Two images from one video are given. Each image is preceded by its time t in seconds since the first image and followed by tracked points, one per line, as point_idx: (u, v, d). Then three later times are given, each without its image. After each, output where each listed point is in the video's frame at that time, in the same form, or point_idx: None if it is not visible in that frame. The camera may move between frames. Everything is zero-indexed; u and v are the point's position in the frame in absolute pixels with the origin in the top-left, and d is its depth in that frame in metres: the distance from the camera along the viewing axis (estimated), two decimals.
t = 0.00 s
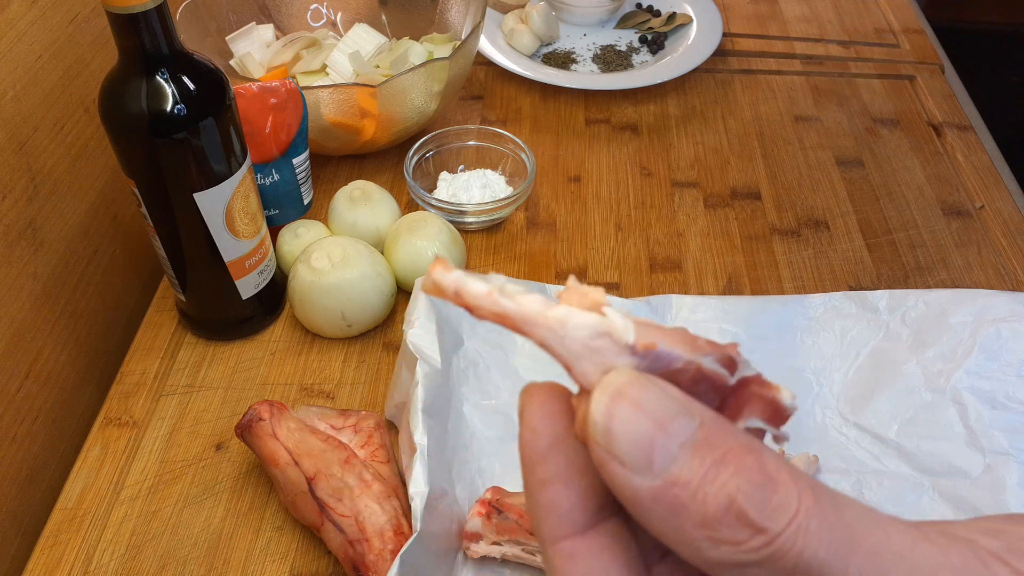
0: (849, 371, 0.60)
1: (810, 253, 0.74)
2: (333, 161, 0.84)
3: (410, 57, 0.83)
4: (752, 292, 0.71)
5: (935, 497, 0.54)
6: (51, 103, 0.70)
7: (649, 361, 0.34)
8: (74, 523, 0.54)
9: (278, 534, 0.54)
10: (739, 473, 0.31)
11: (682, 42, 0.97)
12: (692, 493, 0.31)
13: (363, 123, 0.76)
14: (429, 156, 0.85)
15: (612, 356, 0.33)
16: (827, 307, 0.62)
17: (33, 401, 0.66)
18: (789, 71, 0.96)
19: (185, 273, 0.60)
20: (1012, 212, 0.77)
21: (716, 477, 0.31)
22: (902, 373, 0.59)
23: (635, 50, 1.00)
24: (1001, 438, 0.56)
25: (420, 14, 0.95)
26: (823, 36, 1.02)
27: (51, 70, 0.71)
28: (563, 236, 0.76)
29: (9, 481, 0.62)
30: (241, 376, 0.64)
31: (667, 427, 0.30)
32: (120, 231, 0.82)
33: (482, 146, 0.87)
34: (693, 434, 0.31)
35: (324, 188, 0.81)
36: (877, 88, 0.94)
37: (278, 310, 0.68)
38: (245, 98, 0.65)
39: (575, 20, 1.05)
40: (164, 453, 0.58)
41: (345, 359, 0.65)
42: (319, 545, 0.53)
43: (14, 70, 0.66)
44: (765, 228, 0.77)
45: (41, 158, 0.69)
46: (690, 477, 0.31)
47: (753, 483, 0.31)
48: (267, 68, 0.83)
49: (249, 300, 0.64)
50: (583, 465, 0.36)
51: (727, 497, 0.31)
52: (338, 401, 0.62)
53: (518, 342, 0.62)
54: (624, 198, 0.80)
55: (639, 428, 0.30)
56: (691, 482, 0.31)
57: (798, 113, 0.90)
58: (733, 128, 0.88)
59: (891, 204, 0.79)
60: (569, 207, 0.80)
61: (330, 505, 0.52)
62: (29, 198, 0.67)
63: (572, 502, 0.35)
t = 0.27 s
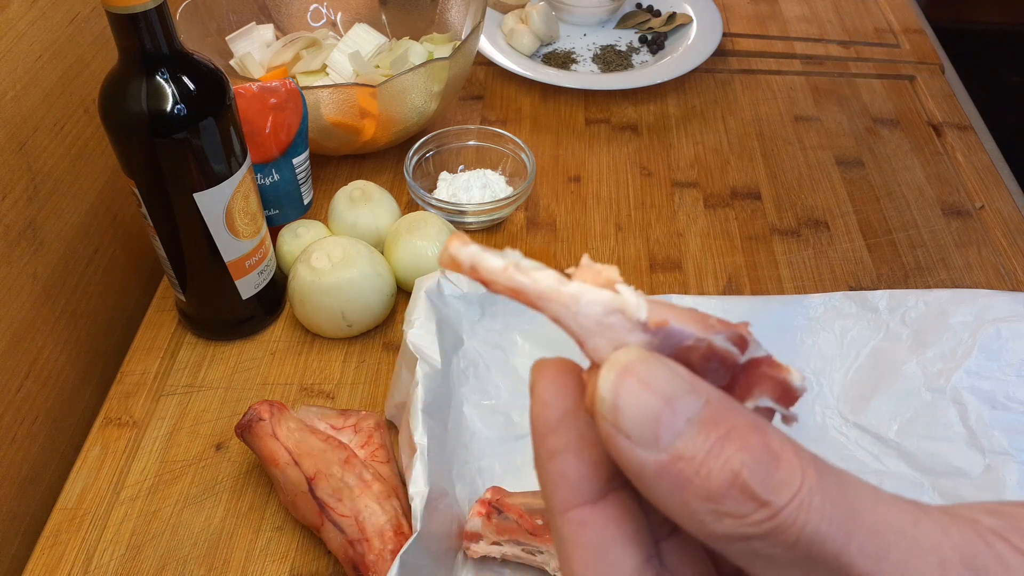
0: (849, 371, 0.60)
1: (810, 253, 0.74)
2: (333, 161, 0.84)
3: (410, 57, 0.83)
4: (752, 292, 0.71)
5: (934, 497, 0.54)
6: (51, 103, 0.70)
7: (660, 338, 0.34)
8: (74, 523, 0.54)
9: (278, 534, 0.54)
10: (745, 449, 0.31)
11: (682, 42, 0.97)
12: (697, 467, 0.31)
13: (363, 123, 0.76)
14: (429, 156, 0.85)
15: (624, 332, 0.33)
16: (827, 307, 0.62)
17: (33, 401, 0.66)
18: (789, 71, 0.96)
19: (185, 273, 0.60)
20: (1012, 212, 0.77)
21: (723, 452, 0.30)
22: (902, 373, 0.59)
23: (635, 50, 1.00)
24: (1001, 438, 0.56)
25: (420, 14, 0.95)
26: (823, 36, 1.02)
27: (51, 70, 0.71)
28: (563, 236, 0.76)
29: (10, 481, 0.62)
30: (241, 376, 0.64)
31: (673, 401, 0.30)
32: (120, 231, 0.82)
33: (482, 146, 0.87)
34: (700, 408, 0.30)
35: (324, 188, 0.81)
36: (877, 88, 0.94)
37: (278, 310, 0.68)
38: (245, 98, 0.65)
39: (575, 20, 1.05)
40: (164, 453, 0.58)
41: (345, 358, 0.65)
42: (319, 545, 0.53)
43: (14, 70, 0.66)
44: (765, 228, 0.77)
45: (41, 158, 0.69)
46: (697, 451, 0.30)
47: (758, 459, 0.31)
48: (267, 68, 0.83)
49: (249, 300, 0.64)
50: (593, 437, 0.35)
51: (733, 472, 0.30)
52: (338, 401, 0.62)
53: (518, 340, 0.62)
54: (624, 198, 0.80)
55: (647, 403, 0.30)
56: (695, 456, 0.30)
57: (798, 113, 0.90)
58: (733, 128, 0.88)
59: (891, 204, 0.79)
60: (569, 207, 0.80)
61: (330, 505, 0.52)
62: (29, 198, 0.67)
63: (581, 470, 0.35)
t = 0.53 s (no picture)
0: (849, 371, 0.60)
1: (810, 253, 0.74)
2: (333, 161, 0.84)
3: (410, 57, 0.83)
4: (752, 292, 0.71)
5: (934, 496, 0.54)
6: (51, 103, 0.70)
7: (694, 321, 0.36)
8: (74, 523, 0.54)
9: (278, 534, 0.54)
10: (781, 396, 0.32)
11: (682, 42, 0.97)
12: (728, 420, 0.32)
13: (363, 123, 0.76)
14: (429, 156, 0.85)
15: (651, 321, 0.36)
16: (827, 307, 0.62)
17: (33, 401, 0.66)
18: (789, 71, 0.96)
19: (186, 273, 0.60)
20: (1012, 212, 0.77)
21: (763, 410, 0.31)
22: (902, 373, 0.59)
23: (635, 50, 1.00)
24: (1001, 437, 0.56)
25: (420, 14, 0.95)
26: (823, 36, 1.02)
27: (51, 70, 0.71)
28: (563, 236, 0.76)
29: (9, 481, 0.62)
30: (241, 376, 0.64)
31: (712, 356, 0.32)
32: (120, 231, 0.82)
33: (482, 146, 0.87)
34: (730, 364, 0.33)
35: (324, 188, 0.81)
36: (877, 88, 0.94)
37: (278, 310, 0.68)
38: (245, 98, 0.65)
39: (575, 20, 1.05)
40: (164, 453, 0.58)
41: (345, 358, 0.65)
42: (319, 544, 0.53)
43: (14, 70, 0.66)
44: (765, 228, 0.77)
45: (41, 158, 0.69)
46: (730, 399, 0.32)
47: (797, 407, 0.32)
48: (267, 68, 0.83)
49: (249, 300, 0.64)
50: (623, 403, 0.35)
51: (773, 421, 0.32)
52: (338, 401, 0.62)
53: (518, 340, 0.62)
54: (624, 198, 0.80)
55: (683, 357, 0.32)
56: (731, 402, 0.31)
57: (798, 113, 0.90)
58: (733, 128, 0.88)
59: (891, 204, 0.79)
60: (569, 207, 0.80)
61: (330, 504, 0.52)
62: (29, 198, 0.67)
63: (621, 439, 0.34)
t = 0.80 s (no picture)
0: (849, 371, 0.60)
1: (810, 253, 0.74)
2: (333, 161, 0.84)
3: (410, 57, 0.83)
4: (752, 292, 0.71)
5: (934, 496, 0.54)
6: (51, 103, 0.70)
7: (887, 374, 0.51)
8: (74, 523, 0.54)
9: (278, 534, 0.54)
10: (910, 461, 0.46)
11: (682, 42, 0.97)
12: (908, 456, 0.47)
13: (363, 123, 0.76)
14: (429, 156, 0.85)
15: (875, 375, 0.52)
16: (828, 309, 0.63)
17: (33, 401, 0.66)
18: (789, 72, 0.97)
19: (186, 273, 0.60)
20: (1012, 212, 0.77)
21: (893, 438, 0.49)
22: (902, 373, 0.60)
23: (635, 50, 1.00)
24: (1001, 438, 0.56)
25: (420, 14, 0.95)
26: (823, 36, 1.02)
27: (51, 70, 0.71)
28: (563, 236, 0.76)
29: (10, 481, 0.62)
30: (241, 376, 0.64)
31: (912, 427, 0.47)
32: (120, 231, 0.82)
33: (482, 146, 0.87)
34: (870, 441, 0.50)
35: (324, 188, 0.81)
36: (877, 88, 0.94)
37: (278, 310, 0.68)
38: (245, 98, 0.65)
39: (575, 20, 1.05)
40: (164, 453, 0.58)
41: (345, 358, 0.65)
42: (319, 544, 0.53)
43: (14, 69, 0.66)
44: (765, 228, 0.77)
45: (40, 158, 0.69)
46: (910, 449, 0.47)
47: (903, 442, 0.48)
48: (267, 68, 0.82)
49: (249, 300, 0.64)
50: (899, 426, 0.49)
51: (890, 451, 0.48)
52: (338, 401, 0.62)
53: (518, 340, 0.62)
54: (624, 198, 0.80)
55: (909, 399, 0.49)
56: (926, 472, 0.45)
57: (798, 113, 0.90)
58: (733, 128, 0.88)
59: (891, 204, 0.79)
60: (569, 207, 0.80)
61: (330, 505, 0.52)
62: (29, 198, 0.67)
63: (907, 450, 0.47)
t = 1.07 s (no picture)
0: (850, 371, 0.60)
1: (811, 253, 0.74)
2: (333, 160, 0.84)
3: (410, 57, 0.83)
4: (751, 292, 0.71)
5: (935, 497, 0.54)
6: (51, 103, 0.70)
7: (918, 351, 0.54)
8: (74, 523, 0.54)
9: (279, 534, 0.54)
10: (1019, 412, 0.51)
11: (682, 42, 0.97)
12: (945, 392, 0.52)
13: (363, 123, 0.76)
14: (429, 156, 0.85)
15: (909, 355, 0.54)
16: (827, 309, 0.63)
17: (33, 401, 0.66)
18: (789, 71, 0.97)
19: (186, 273, 0.60)
20: (1012, 212, 0.77)
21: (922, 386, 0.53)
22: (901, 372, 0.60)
23: (635, 50, 1.00)
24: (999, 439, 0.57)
25: (420, 14, 0.95)
26: (823, 36, 1.02)
27: (51, 70, 0.71)
28: (563, 236, 0.76)
29: (10, 481, 0.62)
30: (241, 376, 0.64)
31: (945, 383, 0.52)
32: (120, 231, 0.82)
33: (482, 146, 0.87)
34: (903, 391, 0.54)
35: (324, 188, 0.81)
36: (877, 88, 0.94)
37: (278, 310, 0.68)
38: (245, 98, 0.65)
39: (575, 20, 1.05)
40: (164, 453, 0.58)
41: (345, 358, 0.65)
42: (319, 543, 0.53)
43: (14, 69, 0.66)
44: (765, 228, 0.77)
45: (41, 158, 0.69)
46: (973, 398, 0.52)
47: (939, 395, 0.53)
48: (267, 68, 0.82)
49: (249, 300, 0.64)
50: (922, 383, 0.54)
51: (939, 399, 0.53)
52: (338, 402, 0.62)
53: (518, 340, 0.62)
54: (624, 199, 0.80)
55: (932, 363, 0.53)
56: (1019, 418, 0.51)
57: (798, 113, 0.90)
58: (733, 128, 0.88)
59: (891, 204, 0.79)
60: (569, 207, 0.80)
61: (330, 505, 0.52)
62: (29, 198, 0.67)
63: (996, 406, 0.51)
